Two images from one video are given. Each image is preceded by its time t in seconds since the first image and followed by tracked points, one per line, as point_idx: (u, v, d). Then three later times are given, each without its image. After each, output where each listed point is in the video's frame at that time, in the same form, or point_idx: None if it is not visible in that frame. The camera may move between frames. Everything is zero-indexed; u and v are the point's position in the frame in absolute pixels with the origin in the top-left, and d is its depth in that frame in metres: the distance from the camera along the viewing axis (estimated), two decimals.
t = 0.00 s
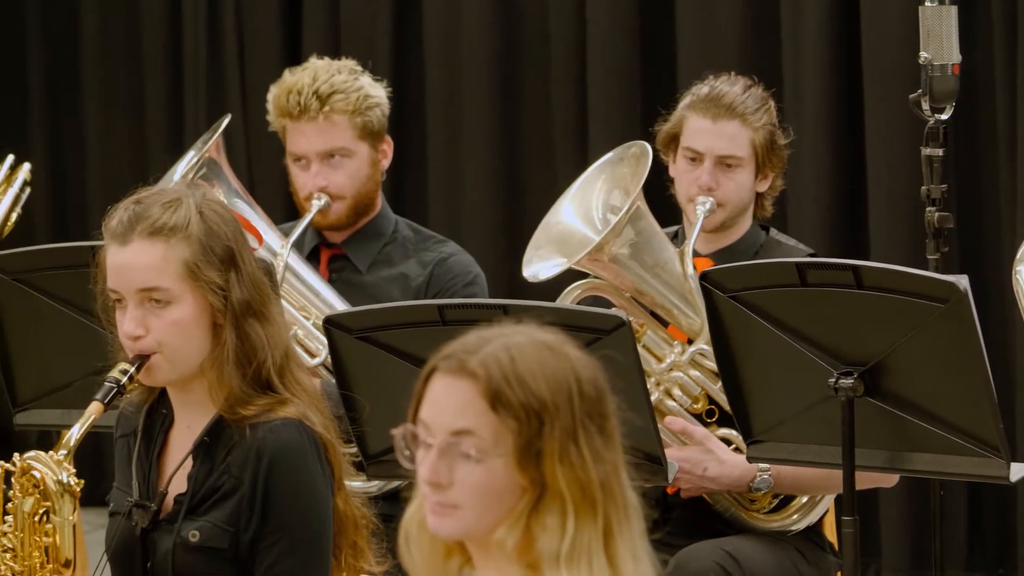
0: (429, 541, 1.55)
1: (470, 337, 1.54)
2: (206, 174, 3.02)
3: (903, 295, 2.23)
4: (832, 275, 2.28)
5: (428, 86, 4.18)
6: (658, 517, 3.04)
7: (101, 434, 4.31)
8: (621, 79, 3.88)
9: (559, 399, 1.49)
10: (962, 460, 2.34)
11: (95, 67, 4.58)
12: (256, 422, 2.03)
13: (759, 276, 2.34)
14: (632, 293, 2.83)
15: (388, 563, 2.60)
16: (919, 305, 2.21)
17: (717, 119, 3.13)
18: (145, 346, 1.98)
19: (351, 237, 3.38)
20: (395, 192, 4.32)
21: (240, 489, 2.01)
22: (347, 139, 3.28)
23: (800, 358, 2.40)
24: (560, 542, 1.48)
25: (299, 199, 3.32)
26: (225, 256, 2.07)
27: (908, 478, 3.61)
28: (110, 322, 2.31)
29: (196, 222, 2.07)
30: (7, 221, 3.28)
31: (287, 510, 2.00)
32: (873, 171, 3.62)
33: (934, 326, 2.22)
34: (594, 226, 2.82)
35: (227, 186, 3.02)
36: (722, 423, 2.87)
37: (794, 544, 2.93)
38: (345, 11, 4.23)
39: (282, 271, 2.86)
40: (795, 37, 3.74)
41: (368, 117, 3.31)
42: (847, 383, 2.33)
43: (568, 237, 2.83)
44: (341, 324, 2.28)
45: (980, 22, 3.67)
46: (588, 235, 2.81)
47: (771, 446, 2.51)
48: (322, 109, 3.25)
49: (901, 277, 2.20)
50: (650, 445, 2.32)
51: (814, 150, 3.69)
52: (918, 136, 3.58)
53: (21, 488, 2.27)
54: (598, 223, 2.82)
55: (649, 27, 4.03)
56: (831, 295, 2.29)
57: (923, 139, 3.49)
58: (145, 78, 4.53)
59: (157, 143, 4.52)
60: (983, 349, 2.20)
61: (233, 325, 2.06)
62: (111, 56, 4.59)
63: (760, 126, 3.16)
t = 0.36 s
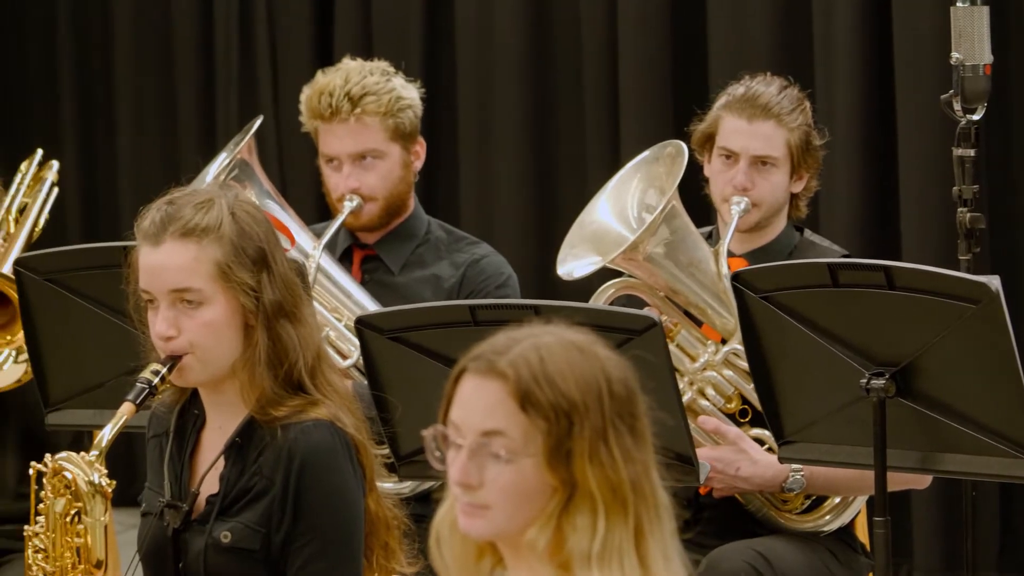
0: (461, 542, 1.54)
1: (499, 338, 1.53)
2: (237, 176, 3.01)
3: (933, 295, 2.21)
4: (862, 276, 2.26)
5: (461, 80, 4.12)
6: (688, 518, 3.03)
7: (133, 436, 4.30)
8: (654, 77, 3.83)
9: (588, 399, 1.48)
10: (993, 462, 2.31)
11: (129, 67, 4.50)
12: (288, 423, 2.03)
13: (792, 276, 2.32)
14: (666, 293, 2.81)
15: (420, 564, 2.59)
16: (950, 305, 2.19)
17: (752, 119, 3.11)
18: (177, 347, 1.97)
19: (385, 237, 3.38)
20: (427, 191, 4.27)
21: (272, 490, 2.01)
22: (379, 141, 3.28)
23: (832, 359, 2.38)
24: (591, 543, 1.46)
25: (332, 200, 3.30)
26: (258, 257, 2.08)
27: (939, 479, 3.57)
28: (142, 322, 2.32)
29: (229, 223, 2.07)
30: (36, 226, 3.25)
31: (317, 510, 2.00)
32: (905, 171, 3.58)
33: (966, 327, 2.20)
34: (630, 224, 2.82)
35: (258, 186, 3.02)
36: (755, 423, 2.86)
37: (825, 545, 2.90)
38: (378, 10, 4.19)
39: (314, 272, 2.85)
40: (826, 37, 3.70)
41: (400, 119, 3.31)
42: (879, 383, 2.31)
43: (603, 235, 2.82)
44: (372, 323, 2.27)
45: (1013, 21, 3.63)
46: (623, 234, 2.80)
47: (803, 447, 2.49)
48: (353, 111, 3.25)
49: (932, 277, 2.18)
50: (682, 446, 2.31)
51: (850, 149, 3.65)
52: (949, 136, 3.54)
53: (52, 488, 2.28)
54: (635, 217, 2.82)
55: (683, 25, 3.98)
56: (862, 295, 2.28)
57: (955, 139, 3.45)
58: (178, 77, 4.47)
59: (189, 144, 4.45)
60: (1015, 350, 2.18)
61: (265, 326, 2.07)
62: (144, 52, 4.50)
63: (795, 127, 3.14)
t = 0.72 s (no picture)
0: (507, 544, 1.55)
1: (543, 338, 1.56)
2: (280, 177, 3.02)
3: (975, 296, 2.18)
4: (904, 276, 2.24)
5: (502, 81, 4.03)
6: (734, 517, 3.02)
7: (174, 435, 4.30)
8: (697, 78, 3.76)
9: (634, 397, 1.50)
10: None
11: (172, 68, 4.49)
12: (330, 424, 2.02)
13: (834, 276, 2.29)
14: (707, 294, 2.79)
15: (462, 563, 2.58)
16: (992, 305, 2.17)
17: (792, 120, 3.09)
18: (219, 347, 1.97)
19: (426, 238, 3.38)
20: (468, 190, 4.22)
21: (314, 490, 2.00)
22: (421, 142, 3.27)
23: (874, 360, 2.35)
24: (639, 540, 1.48)
25: (374, 202, 3.31)
26: (300, 257, 2.08)
27: (982, 481, 3.53)
28: (184, 323, 2.32)
29: (270, 223, 2.07)
30: (76, 225, 3.25)
31: (360, 511, 1.99)
32: (947, 171, 3.54)
33: (1008, 327, 2.17)
34: (671, 225, 2.79)
35: (301, 188, 3.02)
36: (796, 424, 2.83)
37: (867, 546, 2.87)
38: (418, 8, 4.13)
39: (356, 272, 2.85)
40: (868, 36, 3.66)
41: (441, 120, 3.30)
42: (921, 383, 2.28)
43: (644, 236, 2.80)
44: (414, 324, 2.26)
45: None
46: (664, 234, 2.78)
47: (845, 448, 2.45)
48: (394, 112, 3.25)
49: (975, 278, 2.16)
50: (725, 446, 2.28)
51: (893, 149, 3.62)
52: (992, 135, 3.50)
53: (94, 488, 2.28)
54: (675, 219, 2.79)
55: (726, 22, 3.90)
56: (903, 295, 2.25)
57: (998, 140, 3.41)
58: (220, 78, 4.43)
59: (231, 143, 4.43)
60: None
61: (307, 326, 2.06)
62: (186, 52, 4.49)
63: (834, 127, 3.11)
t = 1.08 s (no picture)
0: (546, 548, 1.65)
1: (577, 339, 1.63)
2: (317, 178, 3.02)
3: (1013, 297, 2.17)
4: (942, 277, 2.21)
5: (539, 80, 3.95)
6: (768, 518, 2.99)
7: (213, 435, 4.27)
8: (736, 80, 3.66)
9: (670, 392, 1.58)
10: None
11: (208, 69, 4.43)
12: (368, 424, 2.02)
13: (873, 276, 2.27)
14: (743, 294, 2.77)
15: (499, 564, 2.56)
16: None
17: (826, 120, 3.06)
18: (257, 347, 1.97)
19: (465, 238, 3.37)
20: (506, 190, 4.14)
21: (351, 492, 1.98)
22: (458, 142, 3.26)
23: (912, 361, 2.33)
24: (678, 534, 1.55)
25: (411, 202, 3.30)
26: (337, 257, 2.08)
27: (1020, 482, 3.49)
28: (222, 322, 2.33)
29: (309, 223, 2.07)
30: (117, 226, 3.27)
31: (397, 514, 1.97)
32: (986, 172, 3.50)
33: None
34: (706, 227, 2.77)
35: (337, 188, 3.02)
36: (833, 425, 2.81)
37: (905, 546, 2.85)
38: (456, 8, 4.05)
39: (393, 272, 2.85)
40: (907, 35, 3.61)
41: (478, 120, 3.29)
42: (960, 383, 2.25)
43: (679, 238, 2.77)
44: (452, 324, 2.26)
45: None
46: (698, 236, 2.76)
47: (883, 448, 2.42)
48: (431, 112, 3.24)
49: (1014, 278, 2.14)
50: (761, 446, 2.26)
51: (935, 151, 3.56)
52: None
53: (132, 488, 2.28)
54: (710, 221, 2.78)
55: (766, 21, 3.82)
56: (941, 296, 2.23)
57: None
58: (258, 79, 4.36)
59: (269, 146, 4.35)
60: None
61: (345, 327, 2.06)
62: (224, 52, 4.42)
63: (868, 127, 3.08)
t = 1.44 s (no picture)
0: (574, 551, 1.64)
1: (605, 339, 1.63)
2: (346, 178, 3.02)
3: None
4: (972, 277, 2.20)
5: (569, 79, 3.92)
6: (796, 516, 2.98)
7: (242, 437, 4.20)
8: (765, 81, 3.64)
9: (699, 392, 1.57)
10: None
11: (239, 69, 4.37)
12: (397, 424, 2.02)
13: (903, 276, 2.25)
14: (772, 295, 2.76)
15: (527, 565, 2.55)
16: None
17: (857, 120, 3.04)
18: (285, 347, 1.97)
19: (493, 238, 3.37)
20: (535, 191, 4.11)
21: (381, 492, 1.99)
22: (487, 142, 3.26)
23: (942, 363, 2.31)
24: (709, 534, 1.54)
25: (440, 202, 3.30)
26: (366, 258, 2.08)
27: None
28: (251, 322, 2.34)
29: (337, 224, 2.07)
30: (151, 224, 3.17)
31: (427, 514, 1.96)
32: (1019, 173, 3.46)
33: None
34: (735, 226, 2.75)
35: (367, 187, 3.02)
36: (862, 425, 2.80)
37: (934, 548, 2.82)
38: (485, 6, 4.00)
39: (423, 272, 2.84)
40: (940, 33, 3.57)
41: (507, 120, 3.29)
42: (988, 383, 2.23)
43: (709, 238, 2.76)
44: (481, 325, 2.26)
45: None
46: (727, 236, 2.74)
47: (912, 449, 2.39)
48: (460, 112, 3.24)
49: None
50: (791, 446, 2.24)
51: (967, 151, 3.52)
52: None
53: (161, 489, 2.26)
54: (739, 221, 2.75)
55: (797, 20, 3.79)
56: (970, 296, 2.22)
57: None
58: (287, 80, 4.32)
59: (298, 147, 4.31)
60: None
61: (374, 327, 2.06)
62: (254, 52, 4.37)
63: (899, 127, 3.06)
